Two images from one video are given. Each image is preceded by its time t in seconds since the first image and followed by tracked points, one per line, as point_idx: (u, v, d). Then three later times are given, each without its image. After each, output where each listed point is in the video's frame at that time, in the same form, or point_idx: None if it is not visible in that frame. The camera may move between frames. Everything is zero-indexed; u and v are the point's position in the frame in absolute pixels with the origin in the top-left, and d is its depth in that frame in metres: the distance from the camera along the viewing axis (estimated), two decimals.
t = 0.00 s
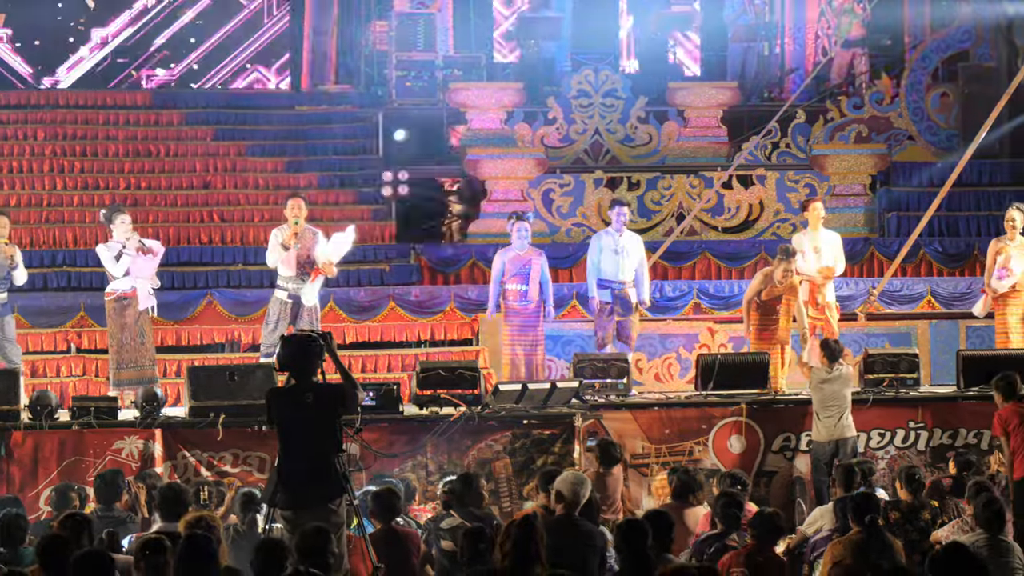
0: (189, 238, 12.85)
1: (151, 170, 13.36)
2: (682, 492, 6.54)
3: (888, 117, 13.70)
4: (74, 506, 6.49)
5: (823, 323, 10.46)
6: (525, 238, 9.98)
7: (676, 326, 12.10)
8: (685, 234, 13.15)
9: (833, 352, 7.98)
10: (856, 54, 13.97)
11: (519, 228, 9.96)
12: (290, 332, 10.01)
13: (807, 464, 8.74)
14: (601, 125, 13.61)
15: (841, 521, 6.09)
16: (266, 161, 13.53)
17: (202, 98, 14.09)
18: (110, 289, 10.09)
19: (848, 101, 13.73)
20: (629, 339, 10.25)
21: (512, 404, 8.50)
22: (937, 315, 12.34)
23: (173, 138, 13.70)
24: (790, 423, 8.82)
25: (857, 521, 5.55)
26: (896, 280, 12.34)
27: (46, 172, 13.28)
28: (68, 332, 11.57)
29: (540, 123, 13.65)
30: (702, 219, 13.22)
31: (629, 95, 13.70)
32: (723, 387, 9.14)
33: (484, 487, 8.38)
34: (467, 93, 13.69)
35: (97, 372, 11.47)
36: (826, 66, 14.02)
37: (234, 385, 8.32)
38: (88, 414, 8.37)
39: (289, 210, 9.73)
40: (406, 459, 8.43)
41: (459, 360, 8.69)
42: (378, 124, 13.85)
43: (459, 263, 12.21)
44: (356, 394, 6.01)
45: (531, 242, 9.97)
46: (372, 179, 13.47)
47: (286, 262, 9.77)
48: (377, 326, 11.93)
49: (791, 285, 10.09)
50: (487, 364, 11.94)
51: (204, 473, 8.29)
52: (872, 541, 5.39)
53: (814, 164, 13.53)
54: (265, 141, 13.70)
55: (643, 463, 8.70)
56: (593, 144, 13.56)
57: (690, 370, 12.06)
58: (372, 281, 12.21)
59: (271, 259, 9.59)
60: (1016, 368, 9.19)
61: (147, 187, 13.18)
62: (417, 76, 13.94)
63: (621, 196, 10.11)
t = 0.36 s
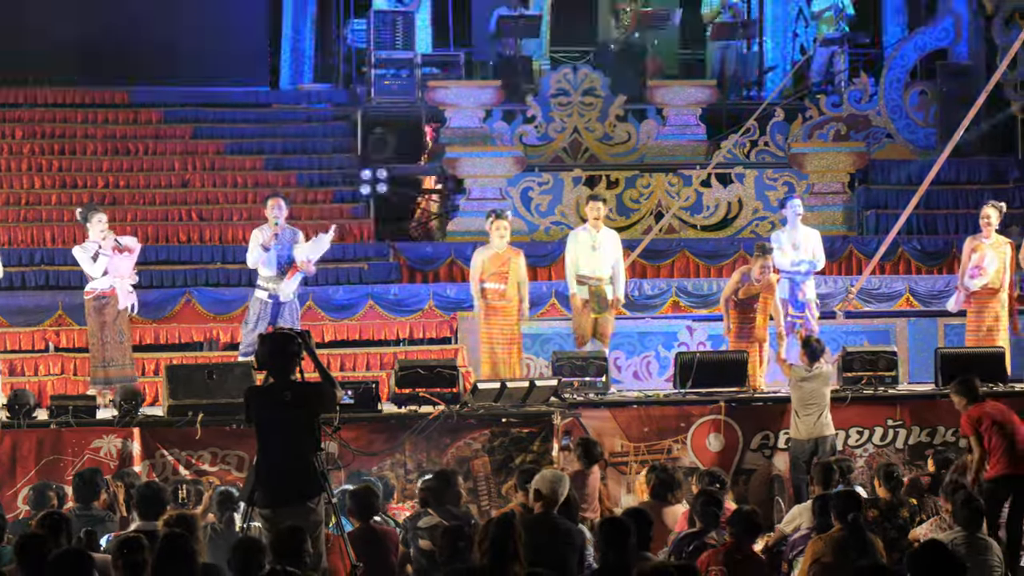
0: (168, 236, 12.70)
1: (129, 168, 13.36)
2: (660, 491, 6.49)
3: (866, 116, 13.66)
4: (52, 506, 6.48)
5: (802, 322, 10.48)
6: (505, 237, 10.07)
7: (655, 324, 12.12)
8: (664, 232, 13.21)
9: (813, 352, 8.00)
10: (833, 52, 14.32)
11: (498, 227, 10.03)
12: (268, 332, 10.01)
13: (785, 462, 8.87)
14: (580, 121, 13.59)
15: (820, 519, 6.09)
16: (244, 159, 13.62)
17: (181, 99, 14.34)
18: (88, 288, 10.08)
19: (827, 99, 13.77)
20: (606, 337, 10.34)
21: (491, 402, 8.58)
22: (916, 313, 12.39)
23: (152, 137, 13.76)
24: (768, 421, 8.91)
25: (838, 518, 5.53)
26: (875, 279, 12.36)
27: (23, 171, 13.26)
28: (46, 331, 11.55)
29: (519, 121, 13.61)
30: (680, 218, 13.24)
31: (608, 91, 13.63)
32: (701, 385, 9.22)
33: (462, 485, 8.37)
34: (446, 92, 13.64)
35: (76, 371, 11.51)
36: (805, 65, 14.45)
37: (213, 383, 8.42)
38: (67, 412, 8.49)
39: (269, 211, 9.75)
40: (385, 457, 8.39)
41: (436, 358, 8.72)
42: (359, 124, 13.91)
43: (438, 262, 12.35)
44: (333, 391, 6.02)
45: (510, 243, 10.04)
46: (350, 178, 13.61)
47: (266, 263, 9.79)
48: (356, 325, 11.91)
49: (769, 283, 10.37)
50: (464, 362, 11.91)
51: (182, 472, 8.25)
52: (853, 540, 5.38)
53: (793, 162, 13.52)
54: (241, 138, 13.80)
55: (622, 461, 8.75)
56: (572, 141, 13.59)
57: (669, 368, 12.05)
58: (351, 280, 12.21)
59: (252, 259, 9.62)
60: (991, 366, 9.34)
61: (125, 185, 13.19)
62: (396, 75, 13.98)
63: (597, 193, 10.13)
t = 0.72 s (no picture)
0: (153, 236, 12.77)
1: (114, 168, 13.51)
2: (646, 491, 6.50)
3: (852, 115, 13.88)
4: (39, 506, 6.46)
5: (789, 320, 10.42)
6: (487, 235, 10.02)
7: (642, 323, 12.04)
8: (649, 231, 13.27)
9: (801, 350, 8.04)
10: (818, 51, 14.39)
11: (481, 226, 10.01)
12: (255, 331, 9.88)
13: (772, 462, 8.86)
14: (566, 121, 13.75)
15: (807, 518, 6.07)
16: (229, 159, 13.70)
17: (166, 100, 14.51)
18: (69, 287, 9.97)
19: (812, 99, 13.92)
20: (591, 337, 10.19)
21: (478, 402, 8.58)
22: (901, 312, 12.35)
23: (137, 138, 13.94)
24: (754, 421, 8.92)
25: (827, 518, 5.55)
26: (861, 278, 12.35)
27: (10, 170, 13.38)
28: (32, 330, 11.56)
29: (504, 121, 13.80)
30: (667, 217, 13.31)
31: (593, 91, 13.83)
32: (688, 384, 9.27)
33: (448, 484, 8.31)
34: (431, 90, 13.85)
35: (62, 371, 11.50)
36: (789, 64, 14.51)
37: (200, 384, 8.41)
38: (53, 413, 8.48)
39: (258, 208, 9.71)
40: (371, 457, 8.42)
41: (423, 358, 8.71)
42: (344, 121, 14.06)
43: (424, 261, 12.39)
44: (319, 392, 6.00)
45: (493, 240, 10.01)
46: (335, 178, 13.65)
47: (254, 259, 9.74)
48: (342, 324, 11.93)
49: (755, 282, 10.07)
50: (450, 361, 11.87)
51: (168, 472, 8.28)
52: (841, 539, 5.35)
53: (779, 162, 13.62)
54: (226, 139, 13.93)
55: (608, 460, 8.76)
56: (558, 141, 13.71)
57: (655, 368, 12.02)
58: (337, 280, 12.37)
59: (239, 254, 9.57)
60: (978, 364, 9.35)
61: (111, 185, 13.33)
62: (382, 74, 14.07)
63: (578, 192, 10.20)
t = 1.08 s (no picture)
0: (147, 237, 12.73)
1: (108, 169, 13.53)
2: (638, 491, 6.47)
3: (845, 115, 14.00)
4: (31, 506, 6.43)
5: (782, 320, 10.45)
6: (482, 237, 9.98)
7: (634, 324, 12.05)
8: (643, 231, 13.26)
9: (795, 352, 7.99)
10: (810, 51, 14.46)
11: (475, 227, 9.97)
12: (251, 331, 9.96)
13: (765, 461, 8.88)
14: (559, 122, 13.84)
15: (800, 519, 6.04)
16: (224, 160, 13.74)
17: (161, 100, 14.55)
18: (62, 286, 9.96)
19: (806, 100, 14.01)
20: (584, 337, 10.21)
21: (470, 402, 8.64)
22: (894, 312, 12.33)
23: (131, 138, 13.98)
24: (748, 421, 8.93)
25: (820, 519, 5.51)
26: (854, 278, 12.28)
27: (5, 171, 13.41)
28: (25, 331, 11.57)
29: (498, 122, 13.85)
30: (660, 217, 13.31)
31: (587, 91, 13.91)
32: (681, 385, 9.28)
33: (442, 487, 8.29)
34: (425, 91, 13.90)
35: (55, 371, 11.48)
36: (783, 64, 14.50)
37: (193, 384, 8.43)
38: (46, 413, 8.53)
39: (252, 209, 9.66)
40: (365, 457, 8.43)
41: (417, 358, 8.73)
42: (338, 122, 14.24)
43: (417, 261, 12.43)
44: (312, 392, 5.99)
45: (486, 241, 9.99)
46: (328, 179, 13.65)
47: (248, 262, 9.73)
48: (335, 325, 11.93)
49: (748, 282, 10.01)
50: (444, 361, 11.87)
51: (161, 473, 8.27)
52: (833, 540, 5.32)
53: (773, 162, 13.63)
54: (220, 139, 14.01)
55: (601, 461, 8.79)
56: (551, 141, 13.81)
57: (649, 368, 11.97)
58: (330, 280, 12.31)
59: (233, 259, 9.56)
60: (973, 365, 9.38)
61: (105, 186, 13.35)
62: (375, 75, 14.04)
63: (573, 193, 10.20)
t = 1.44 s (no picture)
0: (139, 236, 12.72)
1: (100, 168, 13.54)
2: (630, 490, 6.46)
3: (838, 114, 13.86)
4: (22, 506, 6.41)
5: (776, 319, 10.44)
6: (476, 236, 10.00)
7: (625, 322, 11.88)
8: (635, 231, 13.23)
9: (788, 351, 8.07)
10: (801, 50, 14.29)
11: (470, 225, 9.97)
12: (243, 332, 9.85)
13: (757, 461, 8.86)
14: (551, 122, 13.82)
15: (792, 518, 6.03)
16: (215, 159, 13.73)
17: (153, 99, 14.57)
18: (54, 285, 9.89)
19: (797, 98, 13.79)
20: (578, 336, 10.21)
21: (463, 402, 8.57)
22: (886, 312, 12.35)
23: (123, 138, 13.99)
24: (740, 420, 8.93)
25: (813, 518, 5.53)
26: (847, 277, 12.30)
27: None
28: (17, 330, 11.57)
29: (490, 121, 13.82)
30: (652, 217, 13.26)
31: (580, 90, 13.88)
32: (673, 384, 9.30)
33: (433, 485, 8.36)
34: (416, 90, 13.78)
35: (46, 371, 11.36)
36: (775, 65, 14.52)
37: (185, 383, 8.34)
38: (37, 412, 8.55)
39: (243, 209, 9.58)
40: (357, 456, 8.44)
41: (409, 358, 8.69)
42: (331, 121, 14.31)
43: (409, 260, 12.46)
44: (304, 392, 5.99)
45: (483, 241, 9.98)
46: (321, 178, 13.64)
47: (240, 261, 9.68)
48: (327, 324, 11.94)
49: (740, 282, 10.07)
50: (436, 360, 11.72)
51: (153, 472, 8.31)
52: (825, 539, 5.31)
53: (765, 162, 13.46)
54: (212, 138, 14.02)
55: (593, 460, 8.79)
56: (544, 140, 13.84)
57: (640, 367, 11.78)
58: (323, 279, 12.36)
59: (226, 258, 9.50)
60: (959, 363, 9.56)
61: (97, 185, 13.35)
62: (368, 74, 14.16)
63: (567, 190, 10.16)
